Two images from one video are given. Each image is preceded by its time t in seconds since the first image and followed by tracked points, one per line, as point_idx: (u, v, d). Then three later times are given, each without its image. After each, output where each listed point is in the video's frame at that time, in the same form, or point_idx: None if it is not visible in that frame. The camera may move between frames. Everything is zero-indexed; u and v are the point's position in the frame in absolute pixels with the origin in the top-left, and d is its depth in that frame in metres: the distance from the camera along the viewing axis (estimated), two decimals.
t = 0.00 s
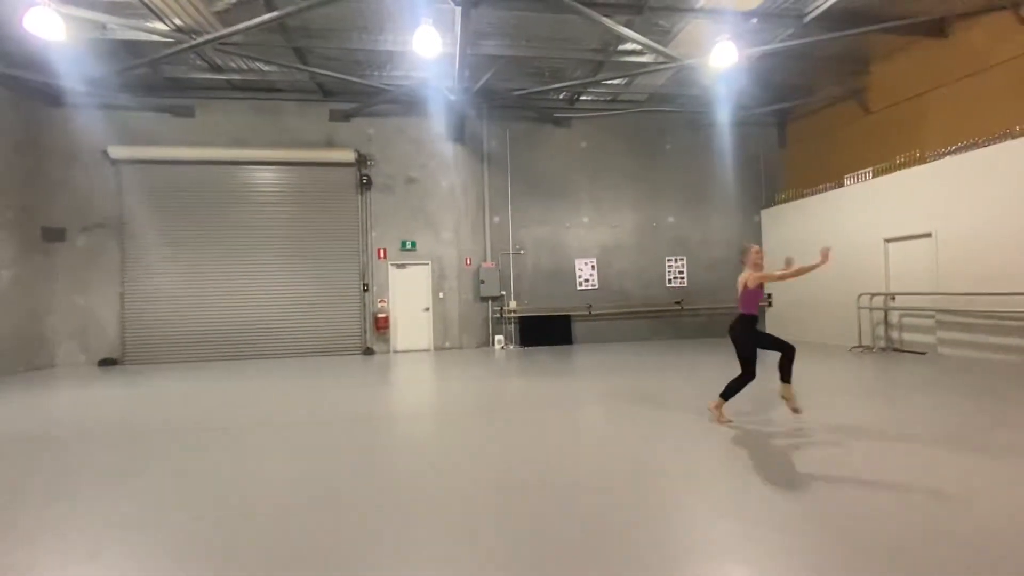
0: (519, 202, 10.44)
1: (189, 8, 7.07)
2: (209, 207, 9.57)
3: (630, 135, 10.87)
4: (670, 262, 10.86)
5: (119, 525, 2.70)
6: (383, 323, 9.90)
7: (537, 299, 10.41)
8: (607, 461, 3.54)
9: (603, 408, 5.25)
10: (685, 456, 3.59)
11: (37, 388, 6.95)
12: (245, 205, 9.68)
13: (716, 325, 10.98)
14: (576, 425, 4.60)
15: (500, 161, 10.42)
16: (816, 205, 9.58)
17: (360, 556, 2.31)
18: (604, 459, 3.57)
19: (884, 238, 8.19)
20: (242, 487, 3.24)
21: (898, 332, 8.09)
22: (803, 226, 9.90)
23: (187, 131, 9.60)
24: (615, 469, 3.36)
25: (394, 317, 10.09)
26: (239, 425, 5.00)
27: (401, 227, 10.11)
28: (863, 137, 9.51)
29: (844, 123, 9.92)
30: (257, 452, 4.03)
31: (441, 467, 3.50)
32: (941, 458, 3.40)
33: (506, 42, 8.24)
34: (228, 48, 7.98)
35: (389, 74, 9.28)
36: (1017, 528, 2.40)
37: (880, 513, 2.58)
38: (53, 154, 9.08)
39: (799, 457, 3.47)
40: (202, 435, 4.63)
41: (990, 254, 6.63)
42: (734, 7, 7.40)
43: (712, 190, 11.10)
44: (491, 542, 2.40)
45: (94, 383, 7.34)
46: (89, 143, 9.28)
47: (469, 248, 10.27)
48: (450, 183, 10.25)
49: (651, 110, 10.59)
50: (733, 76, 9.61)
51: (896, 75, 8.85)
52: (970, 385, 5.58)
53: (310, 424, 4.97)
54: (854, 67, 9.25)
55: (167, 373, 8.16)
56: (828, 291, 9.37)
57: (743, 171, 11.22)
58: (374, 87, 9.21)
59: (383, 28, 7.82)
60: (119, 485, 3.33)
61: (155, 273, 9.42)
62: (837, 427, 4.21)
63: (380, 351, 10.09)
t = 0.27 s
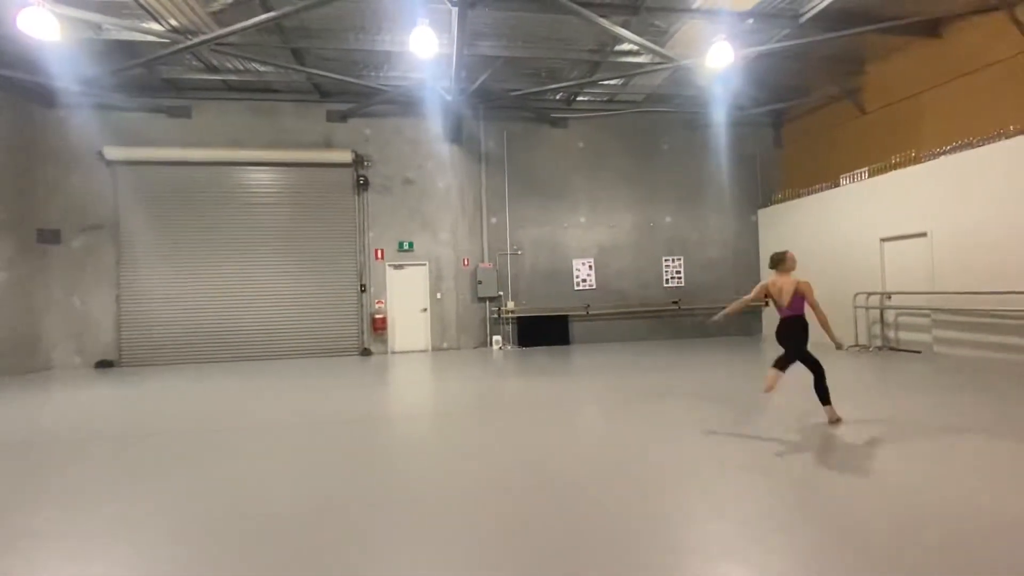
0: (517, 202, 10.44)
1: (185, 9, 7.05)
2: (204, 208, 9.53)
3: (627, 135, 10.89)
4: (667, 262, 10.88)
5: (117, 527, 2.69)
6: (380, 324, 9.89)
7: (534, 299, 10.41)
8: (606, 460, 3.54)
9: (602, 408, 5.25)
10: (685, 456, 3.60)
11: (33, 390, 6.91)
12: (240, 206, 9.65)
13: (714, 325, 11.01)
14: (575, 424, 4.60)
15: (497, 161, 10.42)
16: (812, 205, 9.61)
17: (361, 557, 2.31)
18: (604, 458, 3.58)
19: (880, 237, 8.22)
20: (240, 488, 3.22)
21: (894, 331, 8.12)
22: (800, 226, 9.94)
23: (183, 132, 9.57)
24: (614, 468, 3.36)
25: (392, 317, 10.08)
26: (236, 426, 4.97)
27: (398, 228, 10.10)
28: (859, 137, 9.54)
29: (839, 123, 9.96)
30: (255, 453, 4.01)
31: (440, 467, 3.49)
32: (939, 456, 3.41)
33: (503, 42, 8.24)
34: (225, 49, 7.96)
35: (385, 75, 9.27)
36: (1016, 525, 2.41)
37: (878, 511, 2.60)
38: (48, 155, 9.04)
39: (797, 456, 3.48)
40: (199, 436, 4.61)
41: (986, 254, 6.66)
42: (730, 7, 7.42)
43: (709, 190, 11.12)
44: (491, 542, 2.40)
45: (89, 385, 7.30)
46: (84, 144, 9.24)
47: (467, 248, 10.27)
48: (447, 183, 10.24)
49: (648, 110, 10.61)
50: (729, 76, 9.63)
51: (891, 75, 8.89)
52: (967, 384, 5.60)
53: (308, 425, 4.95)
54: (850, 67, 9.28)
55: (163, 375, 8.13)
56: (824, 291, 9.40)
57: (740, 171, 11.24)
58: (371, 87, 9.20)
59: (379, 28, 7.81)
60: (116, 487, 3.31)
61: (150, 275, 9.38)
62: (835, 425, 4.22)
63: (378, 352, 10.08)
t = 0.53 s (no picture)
0: (516, 202, 10.44)
1: (183, 9, 7.04)
2: (203, 209, 9.52)
3: (626, 135, 10.89)
4: (666, 262, 10.89)
5: (117, 528, 2.68)
6: (379, 325, 9.88)
7: (534, 299, 10.41)
8: (607, 460, 3.54)
9: (602, 408, 5.25)
10: (685, 455, 3.60)
11: (32, 392, 6.89)
12: (239, 207, 9.64)
13: (713, 325, 11.01)
14: (575, 424, 4.60)
15: (496, 161, 10.41)
16: (811, 204, 9.62)
17: (362, 557, 2.30)
18: (605, 458, 3.57)
19: (879, 237, 8.24)
20: (240, 489, 3.21)
21: (892, 330, 8.13)
22: (798, 225, 9.95)
23: (181, 133, 9.55)
24: (616, 468, 3.36)
25: (391, 318, 10.07)
26: (236, 428, 4.96)
27: (397, 229, 10.09)
28: (857, 137, 9.55)
29: (838, 123, 9.97)
30: (255, 454, 4.00)
31: (441, 468, 3.49)
32: (939, 455, 3.41)
33: (501, 43, 8.24)
34: (223, 50, 7.95)
35: (384, 75, 9.26)
36: (1017, 524, 2.41)
37: (879, 510, 2.60)
38: (46, 156, 9.02)
39: (798, 455, 3.48)
40: (198, 437, 4.60)
41: (985, 253, 6.67)
42: (729, 7, 7.43)
43: (708, 190, 11.13)
44: (492, 543, 2.39)
45: (88, 387, 7.28)
46: (82, 145, 9.22)
47: (466, 249, 10.26)
48: (446, 183, 10.23)
49: (646, 110, 10.62)
50: (728, 76, 9.64)
51: (889, 75, 8.91)
52: (967, 383, 5.60)
53: (307, 426, 4.94)
54: (848, 67, 9.29)
55: (161, 376, 8.11)
56: (823, 291, 9.41)
57: (738, 171, 11.26)
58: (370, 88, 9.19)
59: (378, 28, 7.81)
60: (115, 488, 3.29)
61: (148, 276, 9.36)
62: (835, 424, 4.23)
63: (377, 352, 10.07)
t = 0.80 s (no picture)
0: (516, 203, 10.44)
1: (182, 10, 7.05)
2: (202, 210, 9.52)
3: (626, 135, 10.89)
4: (666, 262, 10.89)
5: (118, 529, 2.69)
6: (380, 325, 9.88)
7: (534, 299, 10.41)
8: (607, 460, 3.53)
9: (603, 409, 5.25)
10: (685, 455, 3.60)
11: (33, 393, 6.90)
12: (239, 208, 9.64)
13: (713, 325, 11.01)
14: (575, 424, 4.60)
15: (496, 161, 10.41)
16: (811, 204, 9.61)
17: (363, 557, 2.31)
18: (605, 458, 3.57)
19: (879, 236, 8.23)
20: (241, 490, 3.21)
21: (893, 330, 8.13)
22: (799, 225, 9.95)
23: (182, 134, 9.56)
24: (616, 469, 3.36)
25: (391, 318, 10.07)
26: (236, 429, 4.96)
27: (397, 229, 10.09)
28: (857, 136, 9.55)
29: (837, 122, 9.97)
30: (255, 455, 4.01)
31: (442, 469, 3.49)
32: (940, 455, 3.41)
33: (500, 43, 8.25)
34: (223, 51, 7.96)
35: (384, 76, 9.26)
36: (1018, 524, 2.41)
37: (879, 510, 2.60)
38: (45, 157, 9.02)
39: (798, 455, 3.48)
40: (198, 439, 4.60)
41: (985, 252, 6.67)
42: (728, 7, 7.43)
43: (708, 189, 11.13)
44: (492, 543, 2.39)
45: (88, 388, 7.29)
46: (82, 146, 9.22)
47: (466, 249, 10.27)
48: (446, 184, 10.24)
49: (646, 110, 10.62)
50: (728, 76, 9.64)
51: (889, 75, 8.90)
52: (967, 383, 5.60)
53: (307, 427, 4.94)
54: (848, 66, 9.29)
55: (162, 377, 8.11)
56: (823, 290, 9.41)
57: (738, 171, 11.25)
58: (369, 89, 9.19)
59: (377, 29, 7.81)
60: (116, 490, 3.30)
61: (148, 278, 9.36)
62: (835, 424, 4.23)
63: (377, 353, 10.08)
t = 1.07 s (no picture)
0: (516, 203, 10.44)
1: (183, 11, 7.06)
2: (203, 211, 9.54)
3: (626, 135, 10.89)
4: (667, 262, 10.88)
5: (119, 529, 2.69)
6: (380, 325, 9.88)
7: (535, 300, 10.41)
8: (608, 460, 3.53)
9: (603, 409, 5.25)
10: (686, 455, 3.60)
11: (34, 394, 6.91)
12: (240, 209, 9.66)
13: (714, 325, 11.01)
14: (575, 424, 4.59)
15: (496, 162, 10.42)
16: (812, 204, 9.60)
17: (363, 557, 2.31)
18: (605, 458, 3.57)
19: (880, 236, 8.22)
20: (242, 490, 3.22)
21: (895, 329, 8.11)
22: (800, 225, 9.93)
23: (183, 135, 9.57)
24: (616, 468, 3.36)
25: (392, 319, 10.08)
26: (237, 429, 4.97)
27: (398, 229, 10.10)
28: (858, 136, 9.54)
29: (838, 122, 9.95)
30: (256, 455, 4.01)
31: (442, 468, 3.49)
32: (940, 454, 3.41)
33: (501, 43, 8.25)
34: (224, 52, 7.98)
35: (385, 76, 9.27)
36: (1017, 523, 2.40)
37: (879, 509, 2.60)
38: (47, 159, 9.04)
39: (799, 455, 3.47)
40: (199, 439, 4.60)
41: (987, 251, 6.65)
42: (729, 7, 7.42)
43: (709, 189, 11.13)
44: (492, 543, 2.39)
45: (90, 389, 7.29)
46: (83, 148, 9.24)
47: (467, 249, 10.27)
48: (447, 184, 10.24)
49: (647, 110, 10.61)
50: (728, 76, 9.63)
51: (890, 74, 8.89)
52: (969, 382, 5.59)
53: (308, 428, 4.94)
54: (849, 66, 9.28)
55: (163, 378, 8.12)
56: (825, 290, 9.39)
57: (739, 171, 11.25)
58: (370, 89, 9.20)
59: (378, 30, 7.83)
60: (117, 490, 3.30)
61: (149, 279, 9.37)
62: (836, 424, 4.22)
63: (378, 353, 10.08)
